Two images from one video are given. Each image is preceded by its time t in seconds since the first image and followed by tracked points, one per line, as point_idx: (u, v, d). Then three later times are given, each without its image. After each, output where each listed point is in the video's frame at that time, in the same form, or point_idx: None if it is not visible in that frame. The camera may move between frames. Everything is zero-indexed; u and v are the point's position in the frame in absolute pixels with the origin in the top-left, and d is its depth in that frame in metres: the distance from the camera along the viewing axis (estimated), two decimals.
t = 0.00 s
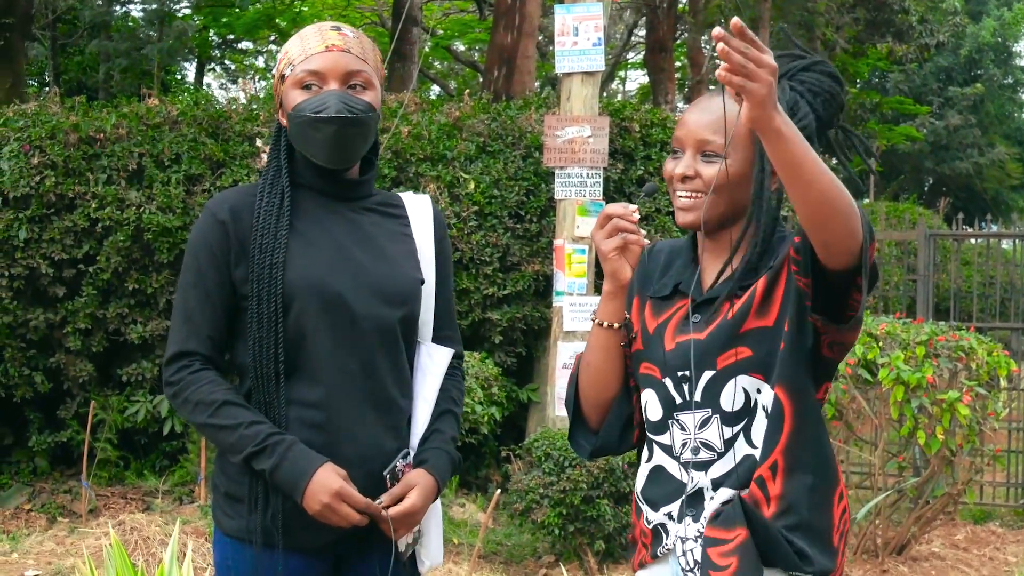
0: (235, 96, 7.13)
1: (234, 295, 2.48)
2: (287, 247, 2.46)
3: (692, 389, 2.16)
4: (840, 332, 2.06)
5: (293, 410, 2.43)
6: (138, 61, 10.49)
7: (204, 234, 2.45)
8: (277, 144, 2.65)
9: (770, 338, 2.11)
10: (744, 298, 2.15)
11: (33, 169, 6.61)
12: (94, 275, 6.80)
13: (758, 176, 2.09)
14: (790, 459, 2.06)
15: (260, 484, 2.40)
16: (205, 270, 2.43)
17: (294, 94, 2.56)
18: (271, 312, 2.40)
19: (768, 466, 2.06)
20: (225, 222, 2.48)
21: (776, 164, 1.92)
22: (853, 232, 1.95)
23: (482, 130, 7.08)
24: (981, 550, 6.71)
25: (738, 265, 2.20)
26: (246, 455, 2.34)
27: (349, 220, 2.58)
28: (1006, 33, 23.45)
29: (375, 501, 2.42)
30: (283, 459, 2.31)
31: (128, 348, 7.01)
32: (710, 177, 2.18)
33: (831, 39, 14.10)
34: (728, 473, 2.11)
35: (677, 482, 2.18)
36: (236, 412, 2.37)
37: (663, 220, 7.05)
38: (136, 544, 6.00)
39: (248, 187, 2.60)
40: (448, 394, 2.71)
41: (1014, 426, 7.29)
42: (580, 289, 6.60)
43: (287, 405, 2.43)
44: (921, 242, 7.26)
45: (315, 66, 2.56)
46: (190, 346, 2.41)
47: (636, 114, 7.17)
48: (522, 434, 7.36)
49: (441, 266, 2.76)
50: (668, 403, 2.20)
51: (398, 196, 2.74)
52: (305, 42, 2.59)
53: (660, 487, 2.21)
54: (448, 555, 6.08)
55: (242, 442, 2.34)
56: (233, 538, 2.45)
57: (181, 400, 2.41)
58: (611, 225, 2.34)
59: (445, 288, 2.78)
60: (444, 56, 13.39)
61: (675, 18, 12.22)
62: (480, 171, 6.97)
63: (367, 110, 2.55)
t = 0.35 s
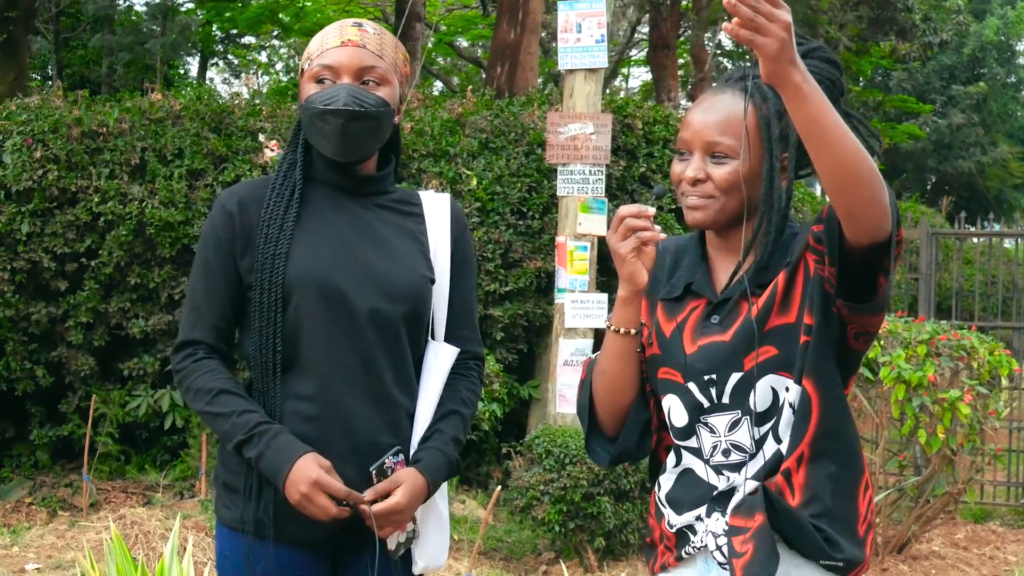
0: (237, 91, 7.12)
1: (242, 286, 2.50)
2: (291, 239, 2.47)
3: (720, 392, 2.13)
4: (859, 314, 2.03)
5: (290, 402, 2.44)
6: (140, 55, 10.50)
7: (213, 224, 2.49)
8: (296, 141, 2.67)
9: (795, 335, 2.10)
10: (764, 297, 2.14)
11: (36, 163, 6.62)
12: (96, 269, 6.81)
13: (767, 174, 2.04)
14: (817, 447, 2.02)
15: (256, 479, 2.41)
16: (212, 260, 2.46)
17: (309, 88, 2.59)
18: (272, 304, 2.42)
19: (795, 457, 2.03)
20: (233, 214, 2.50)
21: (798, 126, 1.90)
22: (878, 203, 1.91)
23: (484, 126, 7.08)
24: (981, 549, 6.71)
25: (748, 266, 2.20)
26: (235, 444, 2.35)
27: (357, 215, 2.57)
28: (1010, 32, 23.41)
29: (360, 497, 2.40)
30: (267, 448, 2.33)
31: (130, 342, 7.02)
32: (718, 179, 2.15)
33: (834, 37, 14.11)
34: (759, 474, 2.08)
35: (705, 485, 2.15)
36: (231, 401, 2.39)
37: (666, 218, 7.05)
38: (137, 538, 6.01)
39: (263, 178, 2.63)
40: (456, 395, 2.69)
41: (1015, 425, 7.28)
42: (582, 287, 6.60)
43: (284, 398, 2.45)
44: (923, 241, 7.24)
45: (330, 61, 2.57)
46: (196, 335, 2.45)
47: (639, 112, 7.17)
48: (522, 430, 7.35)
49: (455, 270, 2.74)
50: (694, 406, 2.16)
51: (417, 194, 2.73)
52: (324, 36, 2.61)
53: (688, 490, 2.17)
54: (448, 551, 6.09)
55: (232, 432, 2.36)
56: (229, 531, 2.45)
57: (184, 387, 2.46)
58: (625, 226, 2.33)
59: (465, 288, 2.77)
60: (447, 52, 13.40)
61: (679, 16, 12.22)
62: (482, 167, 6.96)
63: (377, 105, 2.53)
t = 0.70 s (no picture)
0: (237, 90, 7.11)
1: (245, 287, 2.56)
2: (290, 241, 2.52)
3: (725, 403, 2.18)
4: (880, 369, 2.09)
5: (286, 401, 2.49)
6: (141, 54, 10.48)
7: (219, 226, 2.58)
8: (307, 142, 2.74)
9: (807, 356, 2.15)
10: (778, 315, 2.19)
11: (36, 162, 6.62)
12: (95, 268, 6.80)
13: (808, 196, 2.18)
14: (837, 489, 2.07)
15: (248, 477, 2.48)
16: (217, 260, 2.54)
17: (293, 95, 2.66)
18: (270, 304, 2.48)
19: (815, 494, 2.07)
20: (238, 215, 2.57)
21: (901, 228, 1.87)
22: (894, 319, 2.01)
23: (484, 125, 7.08)
24: (980, 549, 6.72)
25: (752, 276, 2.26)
26: (224, 440, 2.43)
27: (359, 215, 2.59)
28: (1010, 31, 23.39)
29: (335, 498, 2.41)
30: (249, 447, 2.39)
31: (130, 341, 7.01)
32: (765, 186, 2.17)
33: (834, 36, 14.11)
34: (761, 491, 2.13)
35: (709, 499, 2.18)
36: (225, 399, 2.47)
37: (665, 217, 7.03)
38: (137, 538, 6.01)
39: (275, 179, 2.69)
40: (457, 396, 2.61)
41: (1014, 425, 7.27)
42: (582, 286, 6.60)
43: (278, 397, 2.51)
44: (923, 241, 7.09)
45: (305, 67, 2.63)
46: (200, 332, 2.54)
47: (639, 111, 7.17)
48: (522, 430, 7.35)
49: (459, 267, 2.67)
50: (701, 416, 2.21)
51: (427, 194, 2.70)
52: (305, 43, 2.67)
53: (688, 502, 2.21)
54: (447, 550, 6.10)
55: (222, 429, 2.43)
56: (222, 523, 2.51)
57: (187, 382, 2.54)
58: (651, 233, 2.24)
59: (482, 283, 2.71)
60: (447, 51, 13.39)
61: (679, 15, 12.22)
62: (482, 166, 6.96)
63: (342, 105, 2.56)
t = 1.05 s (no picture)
0: (230, 95, 7.10)
1: (233, 287, 2.60)
2: (274, 244, 2.54)
3: (705, 430, 2.11)
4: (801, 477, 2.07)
5: (261, 399, 2.51)
6: (134, 57, 10.46)
7: (211, 227, 2.64)
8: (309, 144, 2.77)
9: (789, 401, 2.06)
10: (772, 350, 2.09)
11: (27, 165, 6.61)
12: (86, 272, 6.79)
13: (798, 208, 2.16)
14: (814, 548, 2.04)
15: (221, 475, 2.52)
16: (205, 259, 2.60)
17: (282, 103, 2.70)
18: (251, 305, 2.51)
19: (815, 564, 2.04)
20: (228, 216, 2.63)
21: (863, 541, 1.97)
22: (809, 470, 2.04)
23: (476, 131, 7.08)
24: (969, 555, 6.73)
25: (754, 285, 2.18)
26: (183, 434, 2.50)
27: (345, 218, 2.60)
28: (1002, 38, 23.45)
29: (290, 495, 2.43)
30: (198, 443, 2.45)
31: (120, 346, 7.00)
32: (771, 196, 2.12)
33: (825, 44, 14.17)
34: (721, 526, 2.09)
35: (674, 520, 2.16)
36: (190, 395, 2.52)
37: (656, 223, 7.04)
38: (127, 543, 6.00)
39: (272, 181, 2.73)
40: (433, 405, 2.55)
41: (1004, 432, 7.28)
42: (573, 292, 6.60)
43: (253, 398, 2.53)
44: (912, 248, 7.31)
45: (288, 76, 2.67)
46: (183, 328, 2.59)
47: (631, 117, 7.18)
48: (513, 435, 7.36)
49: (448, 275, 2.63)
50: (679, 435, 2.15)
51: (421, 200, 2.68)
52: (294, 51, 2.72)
53: (657, 515, 2.19)
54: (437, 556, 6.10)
55: (183, 421, 2.50)
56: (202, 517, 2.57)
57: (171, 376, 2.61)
58: (640, 248, 2.15)
59: (474, 287, 2.67)
60: (440, 56, 13.41)
61: (671, 21, 12.28)
62: (474, 172, 6.97)
63: (317, 115, 2.59)
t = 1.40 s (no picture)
0: (223, 104, 7.09)
1: (228, 299, 2.57)
2: (277, 253, 2.52)
3: (713, 435, 2.22)
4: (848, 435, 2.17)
5: (268, 416, 2.49)
6: (127, 66, 10.49)
7: (202, 238, 2.58)
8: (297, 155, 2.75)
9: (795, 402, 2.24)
10: (776, 352, 2.26)
11: (20, 174, 6.61)
12: (79, 281, 6.78)
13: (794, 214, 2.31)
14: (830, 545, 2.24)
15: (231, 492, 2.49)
16: (200, 274, 2.54)
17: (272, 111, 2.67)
18: (256, 316, 2.48)
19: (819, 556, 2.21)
20: (221, 227, 2.59)
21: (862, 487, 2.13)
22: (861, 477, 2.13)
23: (470, 140, 7.08)
24: (962, 566, 6.73)
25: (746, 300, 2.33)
26: (203, 453, 2.43)
27: (345, 226, 2.60)
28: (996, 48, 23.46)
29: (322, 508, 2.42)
30: (231, 460, 2.39)
31: (114, 355, 6.99)
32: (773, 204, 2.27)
33: (818, 54, 14.18)
34: (733, 527, 2.20)
35: (683, 525, 2.23)
36: (205, 412, 2.48)
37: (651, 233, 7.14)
38: (119, 552, 5.98)
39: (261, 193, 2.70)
40: (440, 411, 2.63)
41: (997, 442, 7.27)
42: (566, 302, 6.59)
43: (263, 411, 2.50)
44: (906, 258, 7.31)
45: (278, 83, 2.65)
46: (180, 347, 2.53)
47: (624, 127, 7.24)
48: (506, 445, 7.37)
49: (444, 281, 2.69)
50: (685, 442, 2.24)
51: (407, 207, 2.71)
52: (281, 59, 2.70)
53: (665, 524, 2.24)
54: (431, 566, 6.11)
55: (200, 443, 2.44)
56: (207, 537, 2.52)
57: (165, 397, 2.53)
58: (670, 213, 2.23)
59: (463, 296, 2.74)
60: (433, 65, 13.42)
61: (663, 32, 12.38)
62: (468, 182, 6.98)
63: (313, 117, 2.57)
